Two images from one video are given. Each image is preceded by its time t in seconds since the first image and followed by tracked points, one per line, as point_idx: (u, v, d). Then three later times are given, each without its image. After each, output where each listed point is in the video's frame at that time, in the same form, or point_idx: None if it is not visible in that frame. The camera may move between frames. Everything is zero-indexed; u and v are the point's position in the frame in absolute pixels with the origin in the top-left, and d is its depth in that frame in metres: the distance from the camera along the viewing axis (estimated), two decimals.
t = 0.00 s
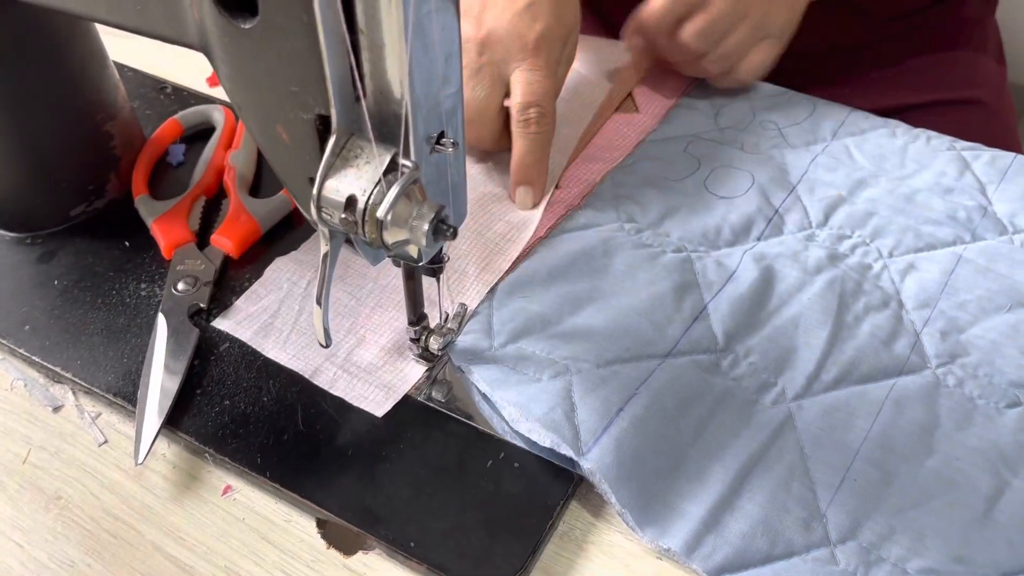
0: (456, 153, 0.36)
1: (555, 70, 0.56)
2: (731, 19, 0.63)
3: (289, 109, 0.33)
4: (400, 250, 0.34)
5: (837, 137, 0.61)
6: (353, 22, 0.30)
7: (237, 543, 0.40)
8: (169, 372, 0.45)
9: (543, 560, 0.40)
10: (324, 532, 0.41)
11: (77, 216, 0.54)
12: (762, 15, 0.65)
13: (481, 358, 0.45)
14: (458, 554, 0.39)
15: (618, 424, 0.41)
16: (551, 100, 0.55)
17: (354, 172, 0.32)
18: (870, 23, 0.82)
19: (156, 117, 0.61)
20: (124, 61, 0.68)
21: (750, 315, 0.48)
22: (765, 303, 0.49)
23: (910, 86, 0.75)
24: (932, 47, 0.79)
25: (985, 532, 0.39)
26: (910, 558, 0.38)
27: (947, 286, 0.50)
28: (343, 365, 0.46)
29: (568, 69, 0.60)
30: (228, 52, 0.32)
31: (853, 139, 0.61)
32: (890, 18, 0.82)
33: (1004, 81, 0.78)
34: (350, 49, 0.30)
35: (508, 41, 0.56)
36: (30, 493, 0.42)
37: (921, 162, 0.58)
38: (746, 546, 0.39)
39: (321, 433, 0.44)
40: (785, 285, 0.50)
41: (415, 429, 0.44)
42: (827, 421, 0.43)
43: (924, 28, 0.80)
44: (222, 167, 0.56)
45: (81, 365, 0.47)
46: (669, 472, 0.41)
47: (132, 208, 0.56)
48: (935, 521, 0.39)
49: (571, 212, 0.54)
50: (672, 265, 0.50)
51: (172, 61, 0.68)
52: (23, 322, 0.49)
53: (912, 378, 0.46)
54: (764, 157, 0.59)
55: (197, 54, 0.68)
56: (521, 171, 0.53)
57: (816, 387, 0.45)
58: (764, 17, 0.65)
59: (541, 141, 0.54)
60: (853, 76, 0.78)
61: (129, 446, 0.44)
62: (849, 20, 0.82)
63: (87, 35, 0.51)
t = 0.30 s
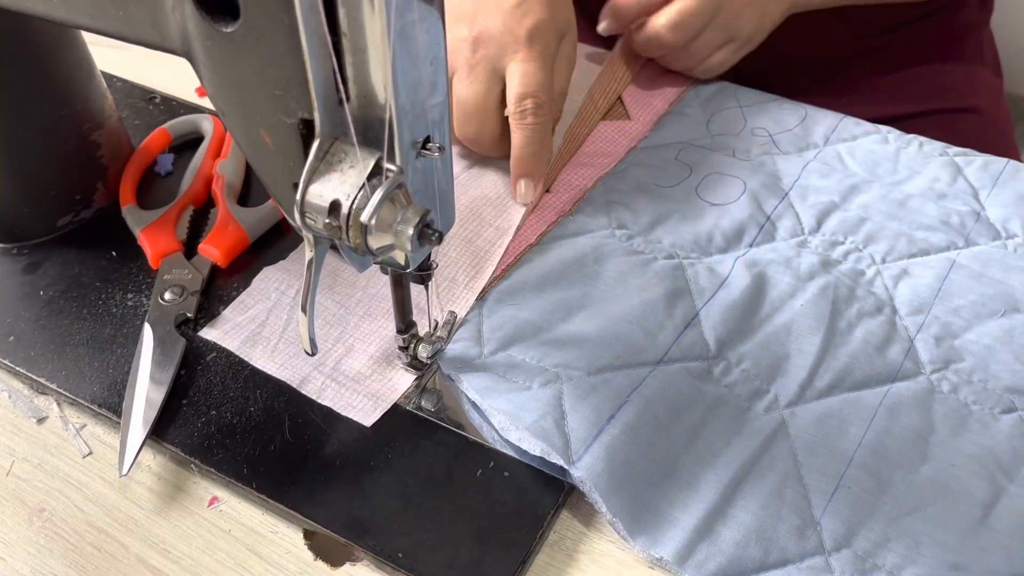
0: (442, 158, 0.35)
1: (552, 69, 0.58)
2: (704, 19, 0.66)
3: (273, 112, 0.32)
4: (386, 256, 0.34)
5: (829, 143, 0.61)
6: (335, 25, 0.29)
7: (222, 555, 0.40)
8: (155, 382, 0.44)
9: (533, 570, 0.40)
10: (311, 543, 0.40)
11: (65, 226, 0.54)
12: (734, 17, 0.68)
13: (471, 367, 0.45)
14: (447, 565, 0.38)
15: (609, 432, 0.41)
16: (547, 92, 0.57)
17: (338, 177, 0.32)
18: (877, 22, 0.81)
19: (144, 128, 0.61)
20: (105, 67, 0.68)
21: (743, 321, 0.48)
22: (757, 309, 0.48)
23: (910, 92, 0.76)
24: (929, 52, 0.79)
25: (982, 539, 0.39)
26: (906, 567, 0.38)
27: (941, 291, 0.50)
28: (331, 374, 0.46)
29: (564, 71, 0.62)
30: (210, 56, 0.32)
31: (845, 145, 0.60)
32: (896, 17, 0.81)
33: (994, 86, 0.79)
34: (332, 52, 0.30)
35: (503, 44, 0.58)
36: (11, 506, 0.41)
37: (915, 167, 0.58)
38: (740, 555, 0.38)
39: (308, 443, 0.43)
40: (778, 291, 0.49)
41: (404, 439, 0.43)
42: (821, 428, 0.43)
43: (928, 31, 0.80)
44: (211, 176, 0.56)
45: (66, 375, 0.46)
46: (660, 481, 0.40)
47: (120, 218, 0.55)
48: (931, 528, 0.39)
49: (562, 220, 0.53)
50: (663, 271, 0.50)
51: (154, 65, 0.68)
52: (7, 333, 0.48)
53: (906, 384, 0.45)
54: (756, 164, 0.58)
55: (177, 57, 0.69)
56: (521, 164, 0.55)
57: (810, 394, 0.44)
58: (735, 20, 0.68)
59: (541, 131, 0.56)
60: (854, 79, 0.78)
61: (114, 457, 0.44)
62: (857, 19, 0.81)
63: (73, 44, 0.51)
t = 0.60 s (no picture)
0: (434, 165, 0.36)
1: (583, 50, 0.62)
2: (751, 47, 0.68)
3: (263, 119, 0.32)
4: (377, 264, 0.34)
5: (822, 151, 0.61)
6: (325, 32, 0.30)
7: (212, 566, 0.39)
8: (146, 392, 0.44)
9: None
10: (303, 554, 0.40)
11: (57, 237, 0.54)
12: (775, 36, 0.69)
13: (464, 376, 0.45)
14: None
15: (603, 440, 0.41)
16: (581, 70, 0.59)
17: (328, 184, 0.32)
18: (860, 33, 0.82)
19: (137, 138, 0.61)
20: (95, 77, 0.68)
21: (736, 328, 0.48)
22: (751, 316, 0.48)
23: (904, 101, 0.76)
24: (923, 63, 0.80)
25: (978, 546, 0.39)
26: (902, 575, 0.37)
27: (935, 298, 0.50)
28: (324, 384, 0.46)
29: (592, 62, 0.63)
30: (200, 64, 0.32)
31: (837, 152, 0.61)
32: (878, 28, 0.82)
33: (988, 98, 0.79)
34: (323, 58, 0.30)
35: (536, 27, 0.61)
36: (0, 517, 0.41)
37: (909, 175, 0.59)
38: (735, 564, 0.38)
39: (300, 453, 0.43)
40: (771, 298, 0.49)
41: (396, 448, 0.43)
42: (815, 435, 0.43)
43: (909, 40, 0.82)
44: (204, 186, 0.56)
45: (58, 386, 0.46)
46: (654, 489, 0.40)
47: (112, 229, 0.55)
48: (927, 536, 0.39)
49: (555, 229, 0.53)
50: (657, 279, 0.50)
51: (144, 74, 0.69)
52: None
53: (901, 390, 0.45)
54: (749, 172, 0.59)
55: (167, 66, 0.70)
56: (562, 141, 0.57)
57: (804, 402, 0.44)
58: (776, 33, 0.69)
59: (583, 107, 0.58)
60: (844, 86, 0.79)
61: (104, 468, 0.44)
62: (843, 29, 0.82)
63: (66, 54, 0.51)
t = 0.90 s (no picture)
0: (429, 175, 0.35)
1: (590, 61, 0.65)
2: (758, 79, 0.69)
3: (258, 129, 0.32)
4: (372, 274, 0.34)
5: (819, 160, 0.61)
6: (319, 41, 0.30)
7: None
8: (140, 404, 0.44)
9: None
10: (298, 567, 0.40)
11: (52, 248, 0.54)
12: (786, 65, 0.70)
13: (460, 386, 0.44)
14: None
15: (601, 451, 0.40)
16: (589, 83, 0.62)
17: (323, 193, 0.32)
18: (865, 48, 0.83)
19: (133, 150, 0.61)
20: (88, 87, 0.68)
21: (734, 337, 0.47)
22: (749, 326, 0.48)
23: (901, 111, 0.76)
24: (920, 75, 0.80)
25: (979, 557, 0.38)
26: None
27: (933, 307, 0.50)
28: (319, 395, 0.45)
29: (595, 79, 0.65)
30: (194, 73, 0.32)
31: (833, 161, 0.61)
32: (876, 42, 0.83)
33: (985, 109, 0.79)
34: (317, 67, 0.30)
35: (546, 39, 0.64)
36: None
37: (906, 184, 0.59)
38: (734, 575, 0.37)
39: (295, 464, 0.42)
40: (769, 307, 0.49)
41: (393, 459, 0.42)
42: (814, 445, 0.42)
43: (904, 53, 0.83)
44: (200, 198, 0.56)
45: (51, 398, 0.46)
46: (652, 500, 0.40)
47: (108, 240, 0.55)
48: (927, 547, 0.38)
49: (551, 239, 0.53)
50: (654, 289, 0.50)
51: (138, 83, 0.69)
52: None
53: (900, 400, 0.45)
54: (746, 182, 0.59)
55: (160, 76, 0.70)
56: (573, 149, 0.58)
57: (803, 411, 0.44)
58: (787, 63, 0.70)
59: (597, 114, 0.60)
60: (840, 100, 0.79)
61: (98, 480, 0.43)
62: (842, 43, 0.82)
63: (61, 65, 0.51)
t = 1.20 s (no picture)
0: (432, 182, 0.35)
1: (609, 72, 0.67)
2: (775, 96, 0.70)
3: (259, 136, 0.32)
4: (374, 282, 0.34)
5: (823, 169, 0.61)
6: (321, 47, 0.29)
7: None
8: (138, 416, 0.43)
9: None
10: None
11: (51, 258, 0.54)
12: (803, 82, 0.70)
13: (463, 398, 0.44)
14: None
15: (606, 463, 0.40)
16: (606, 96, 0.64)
17: (325, 200, 0.31)
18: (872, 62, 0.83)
19: (133, 160, 0.61)
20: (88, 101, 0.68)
21: (741, 347, 0.47)
22: (756, 335, 0.48)
23: (903, 122, 0.76)
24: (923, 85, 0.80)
25: (993, 570, 0.37)
26: None
27: (941, 316, 0.49)
28: (320, 405, 0.45)
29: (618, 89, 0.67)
30: (195, 79, 0.32)
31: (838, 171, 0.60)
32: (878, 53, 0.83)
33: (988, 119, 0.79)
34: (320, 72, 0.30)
35: (566, 54, 0.66)
36: None
37: (912, 193, 0.58)
38: None
39: (297, 476, 0.42)
40: (775, 316, 0.49)
41: (395, 471, 0.42)
42: (822, 456, 0.42)
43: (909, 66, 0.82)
44: (201, 208, 0.56)
45: (49, 409, 0.45)
46: (659, 512, 0.39)
47: (107, 250, 0.55)
48: (939, 560, 0.38)
49: (555, 249, 0.53)
50: (659, 299, 0.49)
51: (138, 94, 0.70)
52: None
53: (909, 410, 0.44)
54: (750, 192, 0.58)
55: (160, 83, 0.71)
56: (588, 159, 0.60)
57: (811, 422, 0.43)
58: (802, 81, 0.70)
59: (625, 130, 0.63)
60: (843, 113, 0.79)
61: (95, 493, 0.43)
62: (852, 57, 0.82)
63: (61, 73, 0.51)
